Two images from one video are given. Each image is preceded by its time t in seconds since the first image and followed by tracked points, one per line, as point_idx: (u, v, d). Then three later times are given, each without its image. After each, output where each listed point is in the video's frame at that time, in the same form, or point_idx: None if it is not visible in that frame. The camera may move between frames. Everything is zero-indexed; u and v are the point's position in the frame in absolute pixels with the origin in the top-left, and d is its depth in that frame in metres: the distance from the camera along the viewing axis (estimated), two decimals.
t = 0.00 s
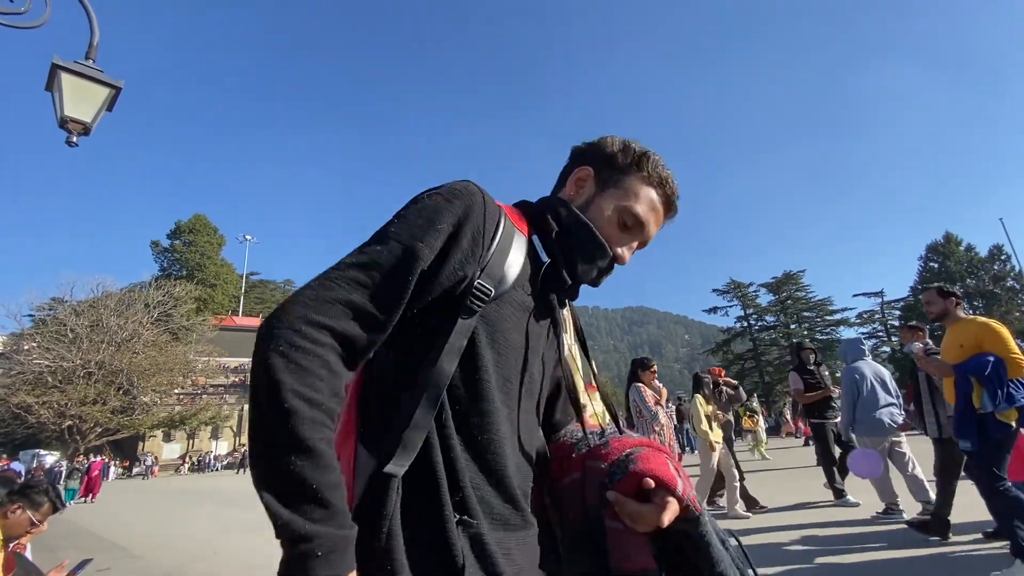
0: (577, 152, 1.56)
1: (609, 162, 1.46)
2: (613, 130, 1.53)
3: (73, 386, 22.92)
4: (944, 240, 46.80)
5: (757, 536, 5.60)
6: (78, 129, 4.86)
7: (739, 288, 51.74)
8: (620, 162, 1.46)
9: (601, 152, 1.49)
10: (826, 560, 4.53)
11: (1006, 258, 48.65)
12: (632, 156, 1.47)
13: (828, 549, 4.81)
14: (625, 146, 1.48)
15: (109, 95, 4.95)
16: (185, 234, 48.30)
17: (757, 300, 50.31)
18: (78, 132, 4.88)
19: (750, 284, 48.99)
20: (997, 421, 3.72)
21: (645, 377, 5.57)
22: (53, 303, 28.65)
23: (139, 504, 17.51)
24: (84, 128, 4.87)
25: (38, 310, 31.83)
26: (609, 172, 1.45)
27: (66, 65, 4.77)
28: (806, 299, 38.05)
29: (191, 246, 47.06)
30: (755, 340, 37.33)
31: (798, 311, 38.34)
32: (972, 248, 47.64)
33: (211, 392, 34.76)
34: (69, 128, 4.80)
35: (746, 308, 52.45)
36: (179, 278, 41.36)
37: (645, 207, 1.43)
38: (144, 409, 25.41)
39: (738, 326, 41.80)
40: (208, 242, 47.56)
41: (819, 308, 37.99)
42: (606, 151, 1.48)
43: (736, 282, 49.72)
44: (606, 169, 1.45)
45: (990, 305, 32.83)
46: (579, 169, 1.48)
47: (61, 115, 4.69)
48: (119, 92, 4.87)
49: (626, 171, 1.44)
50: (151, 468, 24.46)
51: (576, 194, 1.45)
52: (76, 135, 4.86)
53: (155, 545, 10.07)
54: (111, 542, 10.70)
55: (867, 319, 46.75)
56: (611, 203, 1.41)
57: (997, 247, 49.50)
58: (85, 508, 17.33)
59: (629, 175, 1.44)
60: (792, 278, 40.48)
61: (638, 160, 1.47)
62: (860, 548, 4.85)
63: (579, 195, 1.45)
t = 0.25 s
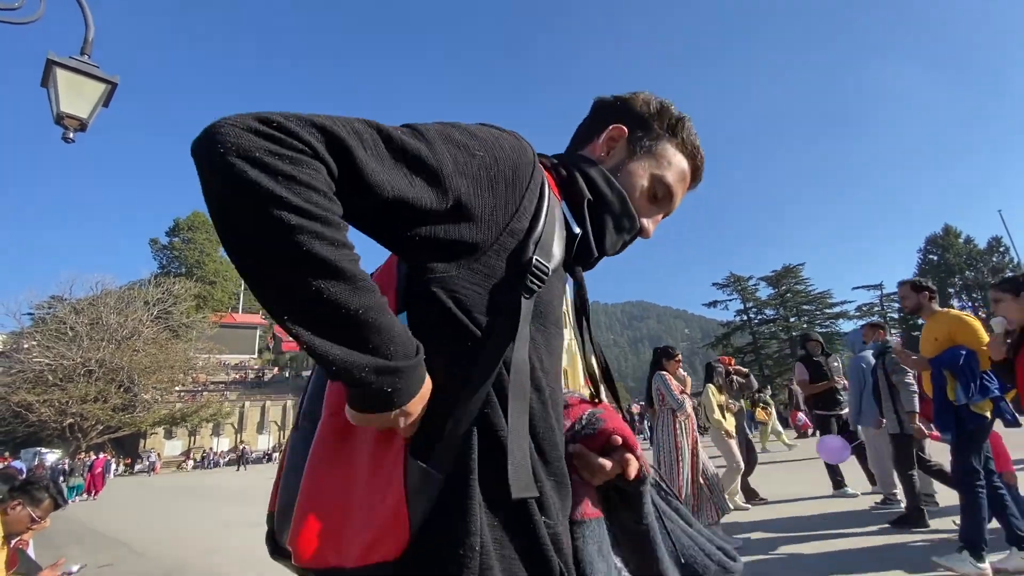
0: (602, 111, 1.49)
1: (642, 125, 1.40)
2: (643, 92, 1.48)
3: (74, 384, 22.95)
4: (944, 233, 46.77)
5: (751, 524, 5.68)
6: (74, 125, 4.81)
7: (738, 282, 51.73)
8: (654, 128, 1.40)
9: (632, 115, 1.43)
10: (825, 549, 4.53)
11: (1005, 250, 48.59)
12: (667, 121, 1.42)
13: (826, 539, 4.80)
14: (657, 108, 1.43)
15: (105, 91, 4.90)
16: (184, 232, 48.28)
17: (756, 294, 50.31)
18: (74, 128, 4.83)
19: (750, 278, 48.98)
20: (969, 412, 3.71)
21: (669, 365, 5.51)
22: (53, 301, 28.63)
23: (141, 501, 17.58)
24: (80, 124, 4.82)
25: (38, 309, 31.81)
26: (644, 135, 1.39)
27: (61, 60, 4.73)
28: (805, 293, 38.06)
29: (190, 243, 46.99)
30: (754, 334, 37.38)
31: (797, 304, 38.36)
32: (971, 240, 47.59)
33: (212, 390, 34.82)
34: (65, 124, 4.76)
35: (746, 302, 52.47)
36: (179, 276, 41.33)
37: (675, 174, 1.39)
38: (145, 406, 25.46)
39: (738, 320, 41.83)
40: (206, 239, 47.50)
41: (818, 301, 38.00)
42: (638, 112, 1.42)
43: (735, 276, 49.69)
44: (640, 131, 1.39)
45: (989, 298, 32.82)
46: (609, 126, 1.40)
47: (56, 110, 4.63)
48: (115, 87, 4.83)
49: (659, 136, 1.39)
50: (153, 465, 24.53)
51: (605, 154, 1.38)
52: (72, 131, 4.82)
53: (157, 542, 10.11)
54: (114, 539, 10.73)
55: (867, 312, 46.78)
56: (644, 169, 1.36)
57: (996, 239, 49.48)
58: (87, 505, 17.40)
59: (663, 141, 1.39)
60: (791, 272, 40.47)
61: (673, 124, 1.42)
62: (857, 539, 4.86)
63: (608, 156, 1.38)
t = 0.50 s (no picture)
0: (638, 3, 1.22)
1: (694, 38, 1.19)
2: None
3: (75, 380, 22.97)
4: (944, 223, 46.64)
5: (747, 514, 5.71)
6: (71, 120, 4.59)
7: (738, 273, 51.72)
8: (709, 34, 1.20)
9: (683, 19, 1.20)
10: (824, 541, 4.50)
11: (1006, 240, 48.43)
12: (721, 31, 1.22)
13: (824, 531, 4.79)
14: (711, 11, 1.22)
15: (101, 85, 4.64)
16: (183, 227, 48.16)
17: (756, 285, 50.30)
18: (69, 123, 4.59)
19: (749, 269, 48.93)
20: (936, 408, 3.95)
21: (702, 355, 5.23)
22: (53, 297, 28.61)
23: (143, 494, 17.66)
24: (77, 120, 4.60)
25: (38, 305, 31.80)
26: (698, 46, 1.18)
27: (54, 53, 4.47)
28: (805, 283, 38.03)
29: (189, 238, 46.91)
30: (754, 325, 37.42)
31: (798, 295, 38.35)
32: (972, 230, 47.44)
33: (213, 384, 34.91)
34: (61, 119, 4.53)
35: (746, 293, 52.46)
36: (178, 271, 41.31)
37: (729, 99, 1.20)
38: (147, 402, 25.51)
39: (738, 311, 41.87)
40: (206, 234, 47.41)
41: (818, 292, 37.98)
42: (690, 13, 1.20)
43: (735, 267, 49.66)
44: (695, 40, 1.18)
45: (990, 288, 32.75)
46: (664, 34, 1.15)
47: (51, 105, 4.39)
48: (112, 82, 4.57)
49: (718, 50, 1.20)
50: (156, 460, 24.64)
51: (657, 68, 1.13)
52: (69, 126, 4.59)
53: (161, 535, 10.14)
54: (116, 530, 10.80)
55: (867, 302, 46.79)
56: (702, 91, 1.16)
57: (996, 229, 49.35)
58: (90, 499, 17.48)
59: (721, 57, 1.19)
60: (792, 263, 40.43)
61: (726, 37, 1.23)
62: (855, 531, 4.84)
63: (660, 73, 1.14)
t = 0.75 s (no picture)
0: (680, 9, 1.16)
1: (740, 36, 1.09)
2: None
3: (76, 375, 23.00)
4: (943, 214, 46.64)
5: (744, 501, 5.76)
6: (64, 111, 4.46)
7: (737, 265, 51.80)
8: (756, 33, 1.09)
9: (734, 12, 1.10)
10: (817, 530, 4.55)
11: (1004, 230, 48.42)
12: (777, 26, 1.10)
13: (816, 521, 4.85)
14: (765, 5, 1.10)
15: (95, 75, 4.53)
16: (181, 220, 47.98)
17: (755, 276, 50.36)
18: (64, 114, 4.47)
19: (748, 260, 48.97)
20: (893, 396, 4.36)
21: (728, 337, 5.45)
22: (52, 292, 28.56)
23: (147, 486, 17.78)
24: (71, 110, 4.47)
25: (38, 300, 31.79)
26: (744, 42, 1.08)
27: (48, 44, 4.39)
28: (804, 274, 38.07)
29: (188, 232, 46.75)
30: (753, 316, 37.50)
31: (797, 286, 38.41)
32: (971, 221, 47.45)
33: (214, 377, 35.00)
34: (54, 110, 4.41)
35: (744, 285, 52.55)
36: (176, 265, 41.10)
37: (788, 105, 1.10)
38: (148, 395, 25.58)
39: (737, 302, 41.96)
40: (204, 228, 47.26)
41: (817, 283, 38.03)
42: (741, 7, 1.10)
43: (734, 259, 49.69)
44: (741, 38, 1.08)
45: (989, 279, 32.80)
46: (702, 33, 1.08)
47: (44, 96, 4.28)
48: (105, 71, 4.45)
49: (772, 48, 1.08)
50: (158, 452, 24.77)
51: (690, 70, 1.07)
52: (62, 117, 4.47)
53: (164, 526, 10.18)
54: (119, 524, 10.82)
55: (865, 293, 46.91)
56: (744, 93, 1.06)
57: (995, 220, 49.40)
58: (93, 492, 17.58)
59: (773, 59, 1.08)
60: (791, 254, 40.45)
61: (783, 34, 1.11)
62: (847, 517, 4.90)
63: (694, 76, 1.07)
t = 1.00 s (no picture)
0: (708, 135, 0.99)
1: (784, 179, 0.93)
2: (777, 108, 1.01)
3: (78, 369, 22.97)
4: (944, 205, 46.46)
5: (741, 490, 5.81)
6: (60, 103, 4.26)
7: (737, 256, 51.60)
8: (799, 176, 0.94)
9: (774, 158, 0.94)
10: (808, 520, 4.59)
11: (1006, 220, 48.08)
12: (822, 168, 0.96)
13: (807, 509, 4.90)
14: (807, 151, 0.96)
15: (90, 68, 4.32)
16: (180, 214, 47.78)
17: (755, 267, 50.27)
18: (59, 106, 4.27)
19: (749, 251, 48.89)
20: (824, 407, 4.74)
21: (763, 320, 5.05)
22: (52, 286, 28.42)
23: (149, 479, 17.82)
24: (67, 103, 4.26)
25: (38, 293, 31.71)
26: (785, 182, 0.92)
27: (41, 35, 4.17)
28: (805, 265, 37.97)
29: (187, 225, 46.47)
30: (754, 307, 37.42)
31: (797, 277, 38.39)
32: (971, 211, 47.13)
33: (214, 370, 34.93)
34: (50, 103, 4.21)
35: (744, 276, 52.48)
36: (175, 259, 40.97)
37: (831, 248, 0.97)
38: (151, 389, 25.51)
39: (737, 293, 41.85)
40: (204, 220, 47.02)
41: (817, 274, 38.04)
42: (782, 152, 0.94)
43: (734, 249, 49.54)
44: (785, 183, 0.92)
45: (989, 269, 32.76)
46: (747, 171, 0.92)
47: (39, 89, 4.08)
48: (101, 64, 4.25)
49: (815, 191, 0.94)
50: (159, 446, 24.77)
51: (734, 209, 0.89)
52: (58, 110, 4.26)
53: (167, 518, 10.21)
54: (121, 516, 10.85)
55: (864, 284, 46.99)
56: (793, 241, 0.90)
57: (996, 210, 49.31)
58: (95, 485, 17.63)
59: (819, 203, 0.93)
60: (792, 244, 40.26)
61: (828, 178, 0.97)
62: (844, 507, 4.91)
63: (741, 222, 0.89)
